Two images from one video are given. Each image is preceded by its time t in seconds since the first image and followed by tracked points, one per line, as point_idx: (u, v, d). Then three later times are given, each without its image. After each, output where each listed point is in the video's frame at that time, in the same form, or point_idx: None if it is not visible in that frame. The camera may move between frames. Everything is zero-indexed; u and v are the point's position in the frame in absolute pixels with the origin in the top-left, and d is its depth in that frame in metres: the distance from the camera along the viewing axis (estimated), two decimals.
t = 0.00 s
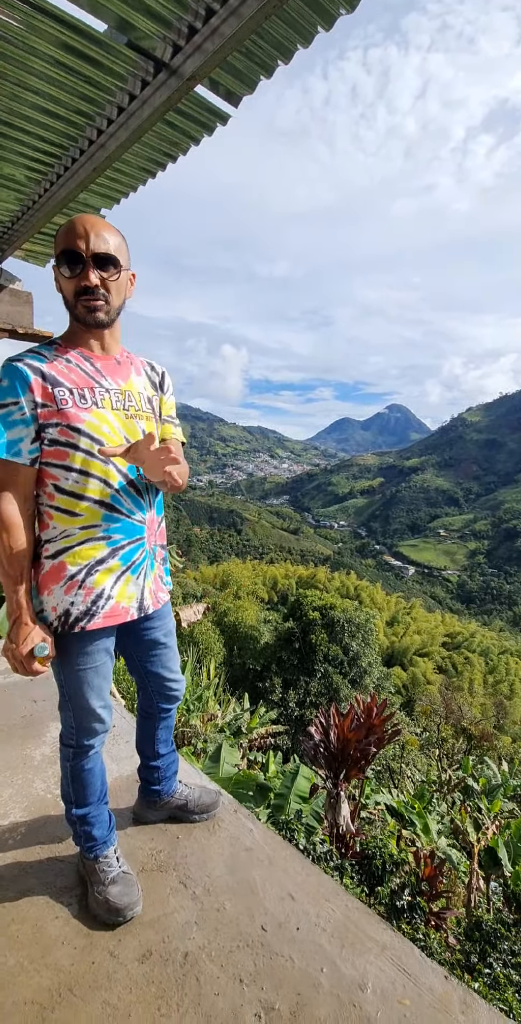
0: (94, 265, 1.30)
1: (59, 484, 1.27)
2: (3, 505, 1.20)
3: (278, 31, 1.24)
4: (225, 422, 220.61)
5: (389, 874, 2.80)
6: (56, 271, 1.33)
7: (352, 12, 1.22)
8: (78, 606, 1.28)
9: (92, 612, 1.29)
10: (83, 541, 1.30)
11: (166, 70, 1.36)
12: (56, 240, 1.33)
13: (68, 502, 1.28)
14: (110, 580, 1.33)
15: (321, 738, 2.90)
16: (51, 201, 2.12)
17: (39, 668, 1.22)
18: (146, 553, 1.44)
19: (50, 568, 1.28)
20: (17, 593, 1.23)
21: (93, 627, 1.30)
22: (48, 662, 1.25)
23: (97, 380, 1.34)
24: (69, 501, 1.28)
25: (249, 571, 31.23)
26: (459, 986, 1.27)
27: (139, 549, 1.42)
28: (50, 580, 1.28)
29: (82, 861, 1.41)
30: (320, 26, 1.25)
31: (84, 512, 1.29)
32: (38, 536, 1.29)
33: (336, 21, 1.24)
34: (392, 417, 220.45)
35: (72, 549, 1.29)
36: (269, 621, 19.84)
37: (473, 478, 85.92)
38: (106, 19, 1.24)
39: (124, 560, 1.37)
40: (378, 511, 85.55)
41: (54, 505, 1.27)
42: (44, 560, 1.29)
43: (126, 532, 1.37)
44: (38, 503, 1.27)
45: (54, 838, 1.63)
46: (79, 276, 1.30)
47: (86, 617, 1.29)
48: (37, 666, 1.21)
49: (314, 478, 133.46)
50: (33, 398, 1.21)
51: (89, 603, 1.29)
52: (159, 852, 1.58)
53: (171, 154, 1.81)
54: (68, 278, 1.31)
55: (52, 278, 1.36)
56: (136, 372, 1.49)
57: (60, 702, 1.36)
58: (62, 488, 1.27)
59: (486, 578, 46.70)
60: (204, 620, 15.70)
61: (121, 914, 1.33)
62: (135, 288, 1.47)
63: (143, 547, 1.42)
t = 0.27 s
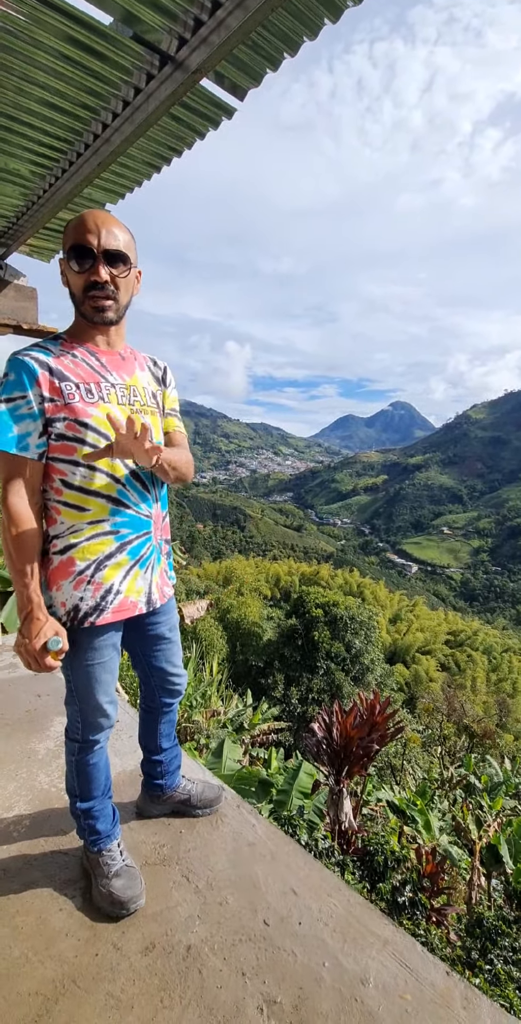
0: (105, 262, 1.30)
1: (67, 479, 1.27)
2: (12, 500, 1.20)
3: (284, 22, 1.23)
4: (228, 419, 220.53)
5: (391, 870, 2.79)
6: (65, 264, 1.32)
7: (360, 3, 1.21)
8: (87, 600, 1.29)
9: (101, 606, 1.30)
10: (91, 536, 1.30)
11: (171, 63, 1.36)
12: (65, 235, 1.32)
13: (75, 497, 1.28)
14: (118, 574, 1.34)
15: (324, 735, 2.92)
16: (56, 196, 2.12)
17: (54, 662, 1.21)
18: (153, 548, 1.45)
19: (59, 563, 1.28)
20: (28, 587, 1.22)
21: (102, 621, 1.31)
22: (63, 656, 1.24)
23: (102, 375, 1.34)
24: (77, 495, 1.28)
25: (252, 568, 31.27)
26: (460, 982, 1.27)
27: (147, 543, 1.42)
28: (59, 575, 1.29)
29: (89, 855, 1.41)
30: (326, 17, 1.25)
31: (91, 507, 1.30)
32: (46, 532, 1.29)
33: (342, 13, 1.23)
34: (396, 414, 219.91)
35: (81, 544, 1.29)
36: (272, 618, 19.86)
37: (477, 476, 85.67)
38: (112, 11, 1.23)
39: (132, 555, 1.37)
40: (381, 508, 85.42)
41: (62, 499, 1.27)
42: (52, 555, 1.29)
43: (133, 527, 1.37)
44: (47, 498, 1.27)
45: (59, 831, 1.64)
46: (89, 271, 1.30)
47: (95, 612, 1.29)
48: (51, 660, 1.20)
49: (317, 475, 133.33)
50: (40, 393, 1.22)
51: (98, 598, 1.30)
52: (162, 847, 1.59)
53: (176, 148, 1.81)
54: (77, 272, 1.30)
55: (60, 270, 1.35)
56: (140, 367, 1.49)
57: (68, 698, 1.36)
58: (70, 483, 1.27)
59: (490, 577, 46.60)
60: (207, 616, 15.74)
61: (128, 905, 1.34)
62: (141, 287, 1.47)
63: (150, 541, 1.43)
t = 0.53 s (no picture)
0: (103, 258, 1.30)
1: (69, 476, 1.27)
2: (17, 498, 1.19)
3: (287, 20, 1.23)
4: (230, 418, 220.56)
5: (391, 869, 2.80)
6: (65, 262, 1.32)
7: None
8: (89, 599, 1.29)
9: (103, 605, 1.30)
10: (93, 535, 1.30)
11: (174, 60, 1.36)
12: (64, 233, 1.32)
13: (77, 495, 1.28)
14: (121, 573, 1.34)
15: (324, 734, 2.91)
16: (58, 194, 2.12)
17: (64, 661, 1.19)
18: (154, 546, 1.45)
19: (61, 561, 1.28)
20: (36, 586, 1.21)
21: (104, 620, 1.31)
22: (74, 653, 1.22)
23: (103, 373, 1.34)
24: (79, 493, 1.28)
25: (253, 567, 31.28)
26: (460, 981, 1.27)
27: (148, 542, 1.42)
28: (62, 573, 1.28)
29: (90, 854, 1.41)
30: (330, 14, 1.24)
31: (94, 505, 1.30)
32: (49, 529, 1.29)
33: (346, 11, 1.23)
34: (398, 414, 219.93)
35: (82, 543, 1.29)
36: (273, 618, 19.86)
37: (478, 476, 85.59)
38: (115, 7, 1.23)
39: (134, 554, 1.37)
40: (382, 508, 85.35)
41: (64, 497, 1.27)
42: (54, 554, 1.29)
43: (134, 525, 1.37)
44: (49, 496, 1.27)
45: (60, 829, 1.64)
46: (88, 268, 1.29)
47: (97, 610, 1.30)
48: (62, 658, 1.19)
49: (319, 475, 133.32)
50: (43, 390, 1.21)
51: (100, 596, 1.30)
52: (163, 845, 1.59)
53: (179, 146, 1.80)
54: (76, 270, 1.30)
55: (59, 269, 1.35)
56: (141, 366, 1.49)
57: (71, 696, 1.36)
58: (72, 481, 1.27)
59: (491, 577, 46.56)
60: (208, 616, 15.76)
61: (129, 903, 1.35)
62: (140, 284, 1.47)
63: (151, 539, 1.43)
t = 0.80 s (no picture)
0: (109, 250, 1.30)
1: (71, 471, 1.27)
2: (19, 493, 1.19)
3: (290, 7, 1.21)
4: (232, 413, 220.23)
5: (392, 862, 2.82)
6: (69, 251, 1.31)
7: None
8: (93, 593, 1.29)
9: (107, 599, 1.31)
10: (96, 529, 1.30)
11: (176, 49, 1.35)
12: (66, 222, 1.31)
13: (79, 490, 1.28)
14: (124, 566, 1.35)
15: (326, 728, 2.92)
16: (59, 187, 2.11)
17: (68, 655, 1.20)
18: (157, 539, 1.45)
19: (64, 555, 1.29)
20: (38, 582, 1.21)
21: (107, 614, 1.31)
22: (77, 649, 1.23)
23: (103, 367, 1.34)
24: (81, 488, 1.28)
25: (255, 562, 31.30)
26: (461, 973, 1.28)
27: (151, 535, 1.42)
28: (64, 568, 1.29)
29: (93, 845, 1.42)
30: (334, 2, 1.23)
31: (96, 499, 1.30)
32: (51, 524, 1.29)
33: None
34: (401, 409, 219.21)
35: (85, 537, 1.29)
36: (275, 613, 19.88)
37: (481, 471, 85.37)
38: None
39: (137, 547, 1.38)
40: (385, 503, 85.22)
41: (66, 492, 1.27)
42: (57, 548, 1.29)
43: (137, 519, 1.38)
44: (51, 491, 1.27)
45: (63, 821, 1.65)
46: (94, 261, 1.29)
47: (100, 604, 1.30)
48: (65, 653, 1.20)
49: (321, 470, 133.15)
50: (42, 385, 1.21)
51: (103, 590, 1.31)
52: (165, 837, 1.60)
53: (181, 137, 1.79)
54: (81, 261, 1.29)
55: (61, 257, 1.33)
56: (140, 359, 1.49)
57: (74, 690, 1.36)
58: (74, 475, 1.27)
59: (494, 572, 46.49)
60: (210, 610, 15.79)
61: (132, 894, 1.36)
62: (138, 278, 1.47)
63: (154, 533, 1.43)
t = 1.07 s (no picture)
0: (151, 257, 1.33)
1: (74, 471, 1.27)
2: (20, 492, 1.19)
3: None
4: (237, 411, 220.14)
5: (396, 859, 2.83)
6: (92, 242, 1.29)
7: None
8: (96, 591, 1.30)
9: (110, 597, 1.31)
10: (99, 528, 1.31)
11: (182, 42, 1.34)
12: (103, 218, 1.28)
13: (82, 489, 1.28)
14: (127, 565, 1.35)
15: (331, 725, 2.91)
16: (65, 182, 2.10)
17: (70, 653, 1.24)
18: (159, 536, 1.46)
19: (67, 553, 1.29)
20: (40, 582, 1.22)
21: (111, 612, 1.32)
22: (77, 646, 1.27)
23: (106, 365, 1.34)
24: (84, 487, 1.28)
25: (260, 560, 31.31)
26: (465, 970, 1.28)
27: (153, 532, 1.43)
28: (67, 567, 1.29)
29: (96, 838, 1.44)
30: None
31: (99, 498, 1.30)
32: (54, 523, 1.29)
33: None
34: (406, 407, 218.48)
35: (89, 536, 1.30)
36: (279, 610, 19.88)
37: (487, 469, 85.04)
38: None
39: (140, 546, 1.38)
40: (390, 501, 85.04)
41: (68, 491, 1.27)
42: (60, 547, 1.29)
43: (140, 518, 1.38)
44: (53, 489, 1.28)
45: (68, 814, 1.67)
46: (119, 260, 1.29)
47: (104, 602, 1.31)
48: (67, 651, 1.24)
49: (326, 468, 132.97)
50: (45, 384, 1.21)
51: (107, 588, 1.31)
52: (170, 832, 1.60)
53: (186, 132, 1.78)
54: (124, 263, 1.29)
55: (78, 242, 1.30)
56: (141, 355, 1.48)
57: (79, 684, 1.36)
58: (77, 475, 1.27)
59: (498, 571, 46.34)
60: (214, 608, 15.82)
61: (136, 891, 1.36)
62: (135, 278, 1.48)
63: (157, 531, 1.44)
